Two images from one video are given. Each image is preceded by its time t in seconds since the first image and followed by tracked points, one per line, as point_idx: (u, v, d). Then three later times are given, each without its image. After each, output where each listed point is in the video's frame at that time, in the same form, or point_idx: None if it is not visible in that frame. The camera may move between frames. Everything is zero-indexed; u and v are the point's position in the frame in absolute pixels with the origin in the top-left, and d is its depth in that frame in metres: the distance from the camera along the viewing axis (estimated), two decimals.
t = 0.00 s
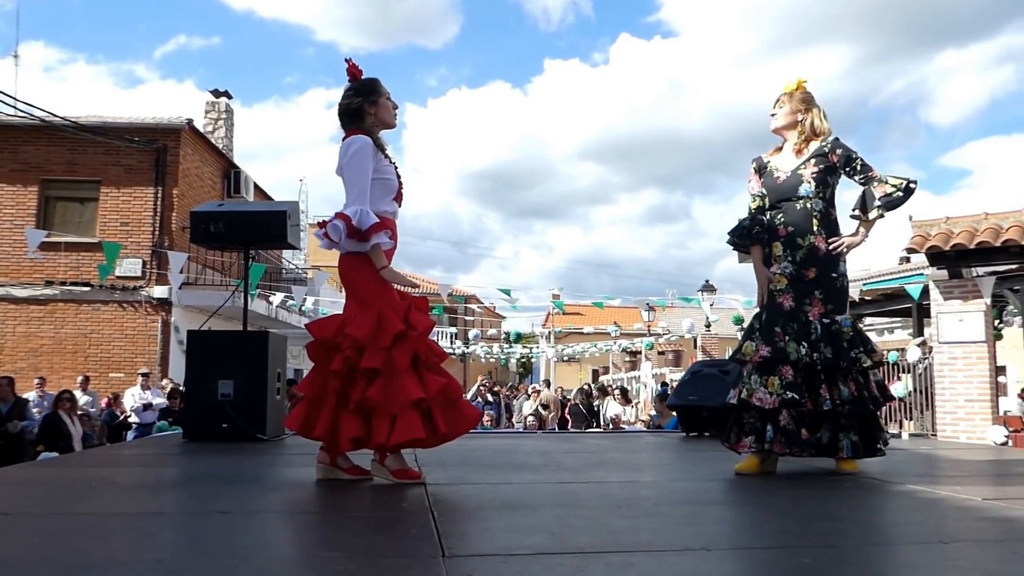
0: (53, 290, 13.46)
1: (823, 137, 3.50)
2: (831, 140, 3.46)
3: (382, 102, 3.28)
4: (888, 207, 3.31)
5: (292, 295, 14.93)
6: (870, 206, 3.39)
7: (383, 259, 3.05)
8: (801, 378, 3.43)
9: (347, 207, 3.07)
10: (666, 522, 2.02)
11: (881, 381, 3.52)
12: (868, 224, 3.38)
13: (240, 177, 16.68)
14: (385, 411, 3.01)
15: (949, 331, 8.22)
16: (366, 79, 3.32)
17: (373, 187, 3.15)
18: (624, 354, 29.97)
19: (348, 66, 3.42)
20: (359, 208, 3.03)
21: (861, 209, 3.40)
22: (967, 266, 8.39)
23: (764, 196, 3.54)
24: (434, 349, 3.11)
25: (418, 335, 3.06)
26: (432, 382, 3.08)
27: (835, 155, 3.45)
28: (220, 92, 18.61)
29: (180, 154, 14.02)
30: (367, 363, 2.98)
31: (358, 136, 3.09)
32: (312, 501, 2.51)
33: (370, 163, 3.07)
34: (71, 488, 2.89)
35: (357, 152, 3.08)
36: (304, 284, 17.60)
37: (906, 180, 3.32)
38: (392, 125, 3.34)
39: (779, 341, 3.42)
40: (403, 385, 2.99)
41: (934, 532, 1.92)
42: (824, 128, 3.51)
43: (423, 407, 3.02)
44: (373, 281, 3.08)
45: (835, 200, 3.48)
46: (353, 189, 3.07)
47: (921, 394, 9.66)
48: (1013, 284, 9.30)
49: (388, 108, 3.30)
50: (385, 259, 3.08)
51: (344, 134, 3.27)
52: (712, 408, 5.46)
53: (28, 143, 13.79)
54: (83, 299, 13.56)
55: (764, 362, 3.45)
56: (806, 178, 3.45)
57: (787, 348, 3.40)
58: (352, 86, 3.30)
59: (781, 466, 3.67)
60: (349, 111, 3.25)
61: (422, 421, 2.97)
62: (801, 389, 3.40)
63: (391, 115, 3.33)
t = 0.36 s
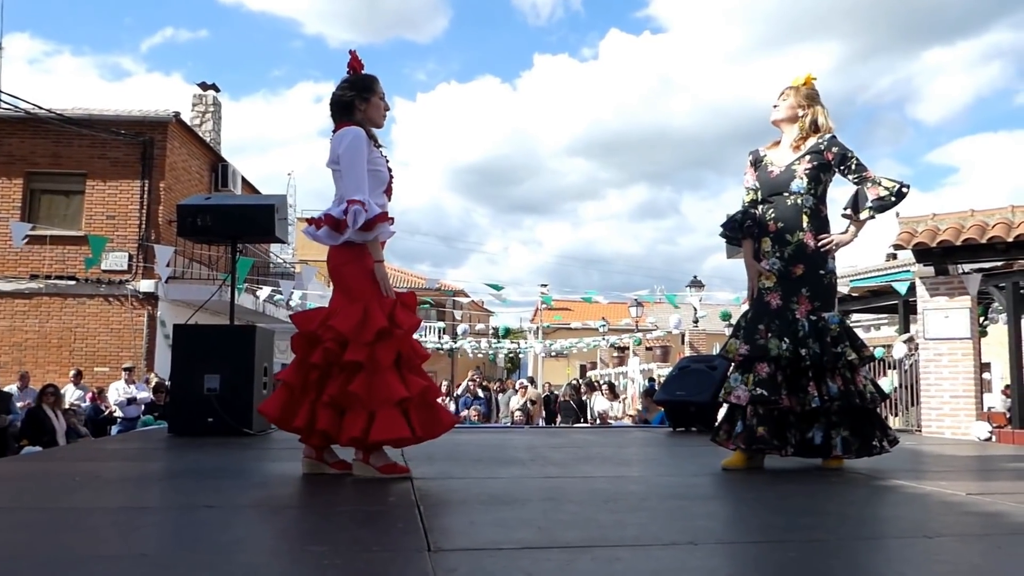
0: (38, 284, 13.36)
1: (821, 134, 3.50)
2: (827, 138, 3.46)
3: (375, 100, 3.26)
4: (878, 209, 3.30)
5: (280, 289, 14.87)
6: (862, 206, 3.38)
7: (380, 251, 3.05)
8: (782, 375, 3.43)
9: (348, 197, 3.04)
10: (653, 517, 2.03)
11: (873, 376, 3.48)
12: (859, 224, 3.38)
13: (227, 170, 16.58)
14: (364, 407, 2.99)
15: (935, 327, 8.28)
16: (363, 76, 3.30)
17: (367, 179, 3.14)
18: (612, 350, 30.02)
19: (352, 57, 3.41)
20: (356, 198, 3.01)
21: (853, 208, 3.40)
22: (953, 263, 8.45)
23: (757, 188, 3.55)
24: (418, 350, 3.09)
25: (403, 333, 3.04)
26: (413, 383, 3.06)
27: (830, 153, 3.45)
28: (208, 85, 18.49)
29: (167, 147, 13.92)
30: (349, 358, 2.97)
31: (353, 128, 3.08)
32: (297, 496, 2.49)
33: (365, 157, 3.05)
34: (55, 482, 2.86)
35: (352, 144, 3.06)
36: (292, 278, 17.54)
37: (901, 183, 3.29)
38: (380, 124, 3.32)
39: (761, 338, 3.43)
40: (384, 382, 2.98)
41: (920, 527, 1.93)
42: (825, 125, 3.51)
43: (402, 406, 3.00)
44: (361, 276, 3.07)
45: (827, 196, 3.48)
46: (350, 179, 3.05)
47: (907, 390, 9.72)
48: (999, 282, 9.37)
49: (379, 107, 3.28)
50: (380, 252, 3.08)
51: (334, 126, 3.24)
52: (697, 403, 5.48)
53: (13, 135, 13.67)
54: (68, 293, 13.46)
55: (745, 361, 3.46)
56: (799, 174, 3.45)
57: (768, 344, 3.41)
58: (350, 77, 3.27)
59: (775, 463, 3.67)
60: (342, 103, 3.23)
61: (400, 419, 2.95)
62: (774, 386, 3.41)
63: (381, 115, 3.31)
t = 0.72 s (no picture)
0: (22, 283, 13.26)
1: (805, 134, 3.52)
2: (812, 138, 3.48)
3: (357, 99, 3.25)
4: (860, 213, 3.31)
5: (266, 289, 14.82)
6: (844, 208, 3.40)
7: (357, 252, 3.03)
8: (765, 376, 3.45)
9: (326, 195, 3.02)
10: (639, 516, 2.03)
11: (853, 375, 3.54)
12: (840, 225, 3.40)
13: (213, 169, 16.49)
14: (341, 410, 2.98)
15: (919, 326, 8.34)
16: (348, 75, 3.28)
17: (349, 177, 3.12)
18: (599, 350, 30.08)
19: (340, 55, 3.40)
20: (338, 197, 2.99)
21: (834, 210, 3.42)
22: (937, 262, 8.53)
23: (742, 188, 3.57)
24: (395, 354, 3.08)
25: (383, 336, 3.03)
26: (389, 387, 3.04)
27: (814, 153, 3.47)
28: (193, 84, 18.39)
29: (152, 146, 13.82)
30: (326, 359, 2.96)
31: (333, 125, 3.06)
32: (284, 496, 2.48)
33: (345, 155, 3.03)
34: (39, 483, 2.84)
35: (331, 142, 3.04)
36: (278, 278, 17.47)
37: (882, 187, 3.31)
38: (360, 125, 3.30)
39: (744, 339, 3.45)
40: (361, 385, 2.96)
41: (903, 526, 1.94)
42: (807, 124, 3.53)
43: (375, 410, 2.98)
44: (342, 278, 3.06)
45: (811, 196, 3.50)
46: (330, 178, 3.02)
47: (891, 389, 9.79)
48: (982, 281, 9.45)
49: (361, 107, 3.27)
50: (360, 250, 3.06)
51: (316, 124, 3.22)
52: (683, 402, 5.50)
53: None
54: (52, 292, 13.37)
55: (729, 362, 3.49)
56: (786, 174, 3.46)
57: (751, 345, 3.43)
58: (334, 76, 3.26)
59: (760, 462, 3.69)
60: (325, 101, 3.22)
61: (373, 423, 2.94)
62: (759, 387, 3.42)
63: (362, 116, 3.29)
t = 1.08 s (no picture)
0: (13, 281, 13.19)
1: (795, 137, 3.51)
2: (802, 141, 3.48)
3: (343, 99, 3.23)
4: (846, 219, 3.31)
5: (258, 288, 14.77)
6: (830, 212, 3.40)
7: (355, 255, 3.00)
8: (750, 377, 3.46)
9: (314, 203, 3.00)
10: (636, 516, 2.03)
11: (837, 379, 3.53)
12: (826, 230, 3.40)
13: (206, 167, 16.44)
14: (335, 409, 2.97)
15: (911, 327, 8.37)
16: (333, 72, 3.26)
17: (335, 181, 3.10)
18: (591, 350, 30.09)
19: (323, 54, 3.37)
20: (328, 203, 2.96)
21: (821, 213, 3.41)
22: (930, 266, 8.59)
23: (730, 187, 3.56)
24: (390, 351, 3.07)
25: (374, 334, 3.02)
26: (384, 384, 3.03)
27: (804, 156, 3.47)
28: (186, 81, 18.33)
29: (144, 144, 13.77)
30: (319, 358, 2.95)
31: (316, 133, 3.05)
32: (279, 495, 2.48)
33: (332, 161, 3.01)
34: (32, 482, 2.82)
35: (315, 150, 3.02)
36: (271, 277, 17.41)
37: (869, 193, 3.31)
38: (347, 124, 3.28)
39: (729, 340, 3.47)
40: (354, 383, 2.96)
41: (900, 526, 1.94)
42: (795, 127, 3.53)
43: (371, 408, 2.97)
44: (334, 276, 3.05)
45: (798, 199, 3.50)
46: (318, 184, 3.00)
47: (884, 390, 9.82)
48: (973, 283, 9.48)
49: (347, 107, 3.25)
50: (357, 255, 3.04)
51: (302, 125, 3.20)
52: (678, 402, 5.50)
53: None
54: (43, 290, 13.30)
55: (714, 363, 3.50)
56: (774, 175, 3.46)
57: (736, 346, 3.45)
58: (317, 77, 3.24)
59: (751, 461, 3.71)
60: (311, 101, 3.19)
61: (369, 421, 2.93)
62: (743, 388, 3.43)
63: (349, 116, 3.27)
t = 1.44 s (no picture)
0: (6, 276, 13.13)
1: (791, 137, 3.52)
2: (798, 141, 3.48)
3: (345, 94, 3.23)
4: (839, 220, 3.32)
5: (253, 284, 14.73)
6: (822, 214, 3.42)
7: (353, 255, 3.00)
8: (744, 375, 3.46)
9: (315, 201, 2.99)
10: (644, 513, 2.03)
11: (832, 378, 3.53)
12: (820, 231, 3.41)
13: (200, 163, 16.38)
14: (345, 405, 2.97)
15: (907, 326, 8.39)
16: (335, 67, 3.26)
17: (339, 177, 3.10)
18: (584, 348, 30.11)
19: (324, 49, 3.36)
20: (328, 201, 2.96)
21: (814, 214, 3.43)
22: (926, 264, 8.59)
23: (725, 186, 3.56)
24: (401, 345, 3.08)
25: (383, 330, 3.02)
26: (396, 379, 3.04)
27: (800, 156, 3.47)
28: (180, 76, 18.25)
29: (139, 139, 13.71)
30: (331, 354, 2.95)
31: (321, 130, 3.04)
32: (284, 491, 2.47)
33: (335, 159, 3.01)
34: (32, 478, 2.81)
35: (320, 146, 3.02)
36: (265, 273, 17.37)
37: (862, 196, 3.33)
38: (350, 118, 3.27)
39: (724, 339, 3.47)
40: (365, 379, 2.96)
41: (906, 523, 1.95)
42: (790, 127, 3.54)
43: (382, 403, 2.97)
44: (341, 273, 3.04)
45: (792, 200, 3.51)
46: (320, 181, 3.00)
47: (879, 388, 9.85)
48: (968, 282, 9.52)
49: (350, 101, 3.24)
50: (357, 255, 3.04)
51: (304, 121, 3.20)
52: (676, 400, 5.51)
53: None
54: (37, 286, 13.25)
55: (709, 362, 3.50)
56: (769, 175, 3.46)
57: (730, 344, 3.45)
58: (318, 72, 3.23)
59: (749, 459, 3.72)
60: (313, 96, 3.19)
61: (381, 416, 2.94)
62: (737, 386, 3.43)
63: (352, 110, 3.26)
